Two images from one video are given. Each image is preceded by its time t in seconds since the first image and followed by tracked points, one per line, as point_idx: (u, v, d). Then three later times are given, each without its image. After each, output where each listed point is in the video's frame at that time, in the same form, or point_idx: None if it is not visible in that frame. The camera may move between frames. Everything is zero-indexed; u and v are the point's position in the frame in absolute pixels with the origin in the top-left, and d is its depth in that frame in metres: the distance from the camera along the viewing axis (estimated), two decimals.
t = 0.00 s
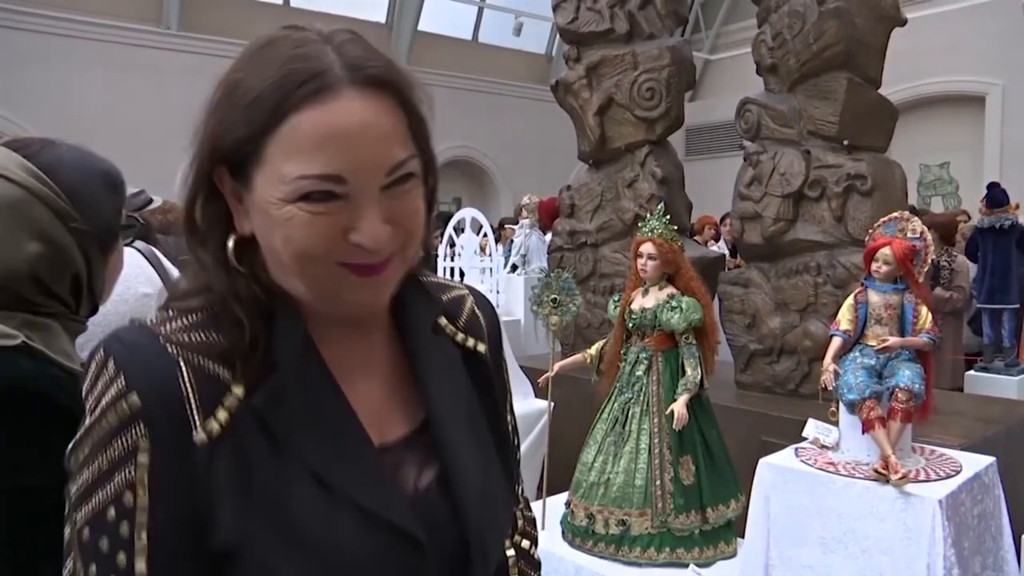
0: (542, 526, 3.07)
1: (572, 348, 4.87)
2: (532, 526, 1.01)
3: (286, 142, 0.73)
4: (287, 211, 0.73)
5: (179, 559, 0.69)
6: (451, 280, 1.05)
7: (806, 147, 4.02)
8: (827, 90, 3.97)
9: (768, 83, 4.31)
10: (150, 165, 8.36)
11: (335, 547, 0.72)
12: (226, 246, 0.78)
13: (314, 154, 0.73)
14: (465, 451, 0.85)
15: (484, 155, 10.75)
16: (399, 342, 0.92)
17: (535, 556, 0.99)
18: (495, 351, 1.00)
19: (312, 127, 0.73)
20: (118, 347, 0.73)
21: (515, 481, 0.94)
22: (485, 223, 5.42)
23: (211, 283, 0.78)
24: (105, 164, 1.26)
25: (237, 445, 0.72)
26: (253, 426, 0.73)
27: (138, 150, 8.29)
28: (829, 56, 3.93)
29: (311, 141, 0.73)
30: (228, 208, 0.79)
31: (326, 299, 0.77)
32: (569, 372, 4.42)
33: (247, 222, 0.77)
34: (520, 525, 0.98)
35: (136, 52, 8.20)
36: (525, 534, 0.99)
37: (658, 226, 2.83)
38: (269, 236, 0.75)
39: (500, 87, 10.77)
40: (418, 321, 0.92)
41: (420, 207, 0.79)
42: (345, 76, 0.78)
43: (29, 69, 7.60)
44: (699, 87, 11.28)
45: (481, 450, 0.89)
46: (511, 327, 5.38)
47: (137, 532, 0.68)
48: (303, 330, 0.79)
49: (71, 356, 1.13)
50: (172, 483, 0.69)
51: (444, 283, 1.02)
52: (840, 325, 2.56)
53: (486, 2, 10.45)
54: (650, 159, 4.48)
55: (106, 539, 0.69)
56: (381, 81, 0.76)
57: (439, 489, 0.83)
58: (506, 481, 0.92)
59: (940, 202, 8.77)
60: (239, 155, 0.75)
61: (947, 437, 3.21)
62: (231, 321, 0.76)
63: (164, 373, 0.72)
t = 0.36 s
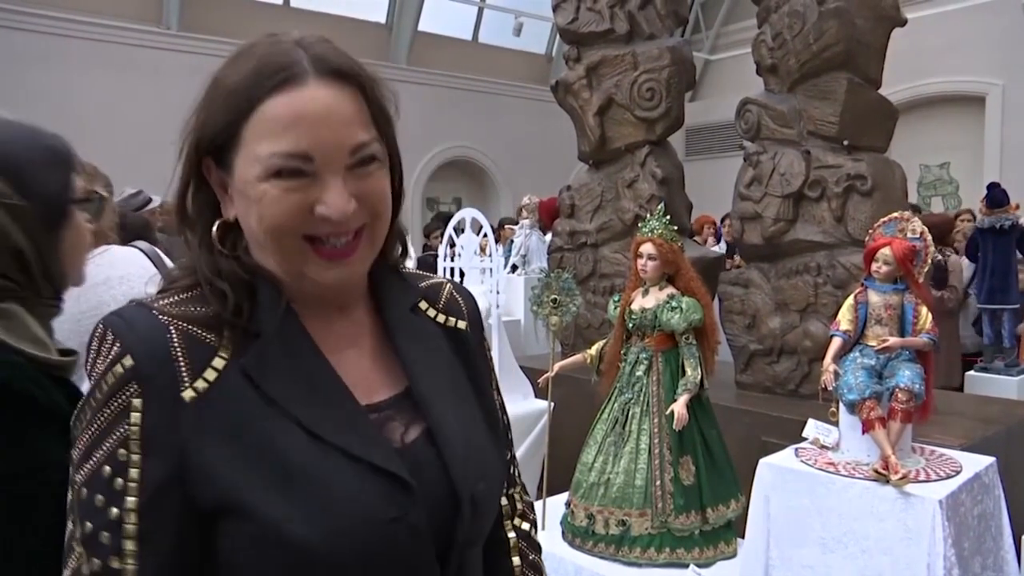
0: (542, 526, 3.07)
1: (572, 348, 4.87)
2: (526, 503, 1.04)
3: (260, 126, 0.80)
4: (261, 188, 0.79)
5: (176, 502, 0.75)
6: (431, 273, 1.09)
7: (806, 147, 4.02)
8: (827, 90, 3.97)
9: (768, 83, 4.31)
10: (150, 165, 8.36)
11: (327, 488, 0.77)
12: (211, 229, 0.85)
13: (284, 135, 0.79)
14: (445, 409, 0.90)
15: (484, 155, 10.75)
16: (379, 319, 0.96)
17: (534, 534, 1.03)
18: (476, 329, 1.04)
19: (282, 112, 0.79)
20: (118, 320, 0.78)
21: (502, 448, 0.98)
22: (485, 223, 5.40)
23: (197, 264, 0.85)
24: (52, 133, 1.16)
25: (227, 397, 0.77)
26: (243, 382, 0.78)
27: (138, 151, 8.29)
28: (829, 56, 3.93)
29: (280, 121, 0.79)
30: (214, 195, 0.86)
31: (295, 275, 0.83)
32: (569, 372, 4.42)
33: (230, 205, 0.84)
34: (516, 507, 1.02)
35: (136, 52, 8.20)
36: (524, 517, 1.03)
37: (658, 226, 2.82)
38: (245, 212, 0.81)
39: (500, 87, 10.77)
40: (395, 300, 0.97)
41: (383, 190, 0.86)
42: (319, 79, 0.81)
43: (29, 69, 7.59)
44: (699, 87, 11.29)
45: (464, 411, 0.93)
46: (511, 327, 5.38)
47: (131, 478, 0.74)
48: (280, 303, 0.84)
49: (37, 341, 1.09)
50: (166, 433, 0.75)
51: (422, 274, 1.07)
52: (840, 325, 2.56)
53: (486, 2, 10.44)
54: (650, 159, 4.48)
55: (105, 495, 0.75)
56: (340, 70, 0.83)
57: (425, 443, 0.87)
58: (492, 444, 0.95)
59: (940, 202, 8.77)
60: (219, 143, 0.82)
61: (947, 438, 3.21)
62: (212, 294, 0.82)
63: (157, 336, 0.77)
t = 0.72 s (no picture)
0: (542, 526, 3.07)
1: (572, 348, 4.87)
2: (514, 503, 1.04)
3: (286, 127, 0.73)
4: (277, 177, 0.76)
5: (176, 498, 0.70)
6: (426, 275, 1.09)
7: (806, 148, 4.02)
8: (827, 90, 3.97)
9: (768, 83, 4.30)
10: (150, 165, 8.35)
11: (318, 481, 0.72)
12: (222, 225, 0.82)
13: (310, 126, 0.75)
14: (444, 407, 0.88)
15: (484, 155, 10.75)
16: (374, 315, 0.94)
17: (523, 536, 1.02)
18: (470, 332, 1.04)
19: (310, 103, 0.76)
20: (114, 311, 0.78)
21: (494, 448, 0.96)
22: (485, 223, 5.39)
23: (198, 258, 0.83)
24: None
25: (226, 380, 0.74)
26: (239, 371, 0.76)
27: (138, 151, 8.29)
28: (829, 56, 3.93)
29: (307, 119, 0.73)
30: (225, 190, 0.83)
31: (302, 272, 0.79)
32: (569, 372, 4.42)
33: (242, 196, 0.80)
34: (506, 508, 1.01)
35: (135, 52, 8.18)
36: (514, 518, 1.02)
37: (658, 226, 2.83)
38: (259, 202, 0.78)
39: (500, 87, 10.77)
40: (393, 296, 0.95)
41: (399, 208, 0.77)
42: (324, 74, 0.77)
43: (29, 70, 7.59)
44: (698, 87, 11.29)
45: (457, 411, 0.90)
46: (511, 327, 5.39)
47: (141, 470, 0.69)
48: (280, 304, 0.80)
49: None
50: (174, 421, 0.71)
51: (417, 274, 1.07)
52: (840, 325, 2.56)
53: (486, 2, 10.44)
54: (650, 159, 4.48)
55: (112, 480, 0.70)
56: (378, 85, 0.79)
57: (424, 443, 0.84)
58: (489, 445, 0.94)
59: (940, 202, 8.77)
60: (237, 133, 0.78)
61: (948, 437, 3.22)
62: (211, 291, 0.81)
63: (153, 325, 0.76)
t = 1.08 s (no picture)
0: (542, 526, 3.07)
1: (572, 348, 4.87)
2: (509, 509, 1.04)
3: (328, 127, 0.77)
4: (317, 194, 0.76)
5: (211, 524, 0.72)
6: (427, 277, 1.09)
7: (806, 147, 4.02)
8: (828, 91, 3.97)
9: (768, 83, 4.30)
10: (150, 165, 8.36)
11: (333, 510, 0.75)
12: (248, 230, 0.81)
13: (357, 138, 0.76)
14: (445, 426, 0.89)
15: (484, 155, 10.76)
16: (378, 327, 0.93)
17: (515, 544, 1.00)
18: (471, 339, 1.05)
19: (355, 117, 0.77)
20: (117, 326, 0.74)
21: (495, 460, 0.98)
22: (485, 223, 5.38)
23: (213, 266, 0.81)
24: None
25: (242, 411, 0.74)
26: (256, 399, 0.75)
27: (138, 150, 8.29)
28: (829, 57, 3.93)
29: (356, 126, 0.77)
30: (249, 194, 0.82)
31: (326, 288, 0.79)
32: (569, 372, 4.42)
33: (268, 203, 0.80)
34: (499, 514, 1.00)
35: (136, 52, 8.19)
36: (504, 525, 1.01)
37: (658, 226, 2.83)
38: (292, 215, 0.77)
39: (500, 87, 10.76)
40: (398, 307, 0.94)
41: (428, 224, 0.82)
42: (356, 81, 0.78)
43: (29, 70, 7.60)
44: (699, 87, 11.28)
45: (461, 428, 0.92)
46: (511, 327, 5.38)
47: (174, 499, 0.71)
48: (294, 322, 0.81)
49: None
50: (192, 446, 0.72)
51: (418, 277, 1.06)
52: (840, 325, 2.56)
53: (486, 2, 10.44)
54: (650, 159, 4.47)
55: (142, 505, 0.70)
56: (429, 100, 0.82)
57: (426, 464, 0.86)
58: (488, 460, 0.95)
59: (940, 202, 8.77)
60: (277, 137, 0.79)
61: (948, 438, 3.22)
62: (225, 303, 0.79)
63: (165, 347, 0.74)
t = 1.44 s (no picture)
0: (542, 526, 3.08)
1: (572, 348, 4.87)
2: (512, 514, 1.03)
3: (296, 106, 0.77)
4: (295, 169, 0.75)
5: (224, 515, 0.71)
6: (429, 278, 1.08)
7: (806, 148, 4.02)
8: (828, 91, 3.97)
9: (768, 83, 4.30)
10: (149, 165, 8.36)
11: (335, 518, 0.73)
12: (238, 231, 0.80)
13: (325, 110, 0.76)
14: (452, 432, 0.88)
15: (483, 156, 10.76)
16: (381, 331, 0.93)
17: (518, 548, 1.00)
18: (476, 341, 1.04)
19: (322, 88, 0.77)
20: (119, 329, 0.74)
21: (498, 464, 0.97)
22: (485, 224, 5.38)
23: (212, 273, 0.80)
24: None
25: (247, 412, 0.73)
26: (259, 402, 0.74)
27: (138, 150, 8.29)
28: (829, 57, 3.93)
29: (320, 100, 0.77)
30: (235, 196, 0.82)
31: (320, 272, 0.77)
32: (569, 373, 4.42)
33: (254, 202, 0.80)
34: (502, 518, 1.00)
35: (135, 52, 8.19)
36: (507, 528, 1.01)
37: (657, 226, 2.83)
38: (274, 200, 0.76)
39: (500, 88, 10.77)
40: (401, 311, 0.94)
41: (419, 194, 0.81)
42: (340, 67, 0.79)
43: (29, 70, 7.60)
44: (699, 88, 11.29)
45: (467, 434, 0.91)
46: (511, 327, 5.38)
47: (184, 484, 0.69)
48: (296, 324, 0.79)
49: None
50: (199, 449, 0.70)
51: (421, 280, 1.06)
52: (840, 325, 2.56)
53: (486, 3, 10.45)
54: (650, 160, 4.47)
55: (151, 495, 0.69)
56: (389, 65, 0.82)
57: (431, 470, 0.85)
58: (492, 467, 0.94)
59: (940, 203, 8.76)
60: (249, 131, 0.79)
61: (948, 438, 3.22)
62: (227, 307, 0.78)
63: (169, 350, 0.73)
